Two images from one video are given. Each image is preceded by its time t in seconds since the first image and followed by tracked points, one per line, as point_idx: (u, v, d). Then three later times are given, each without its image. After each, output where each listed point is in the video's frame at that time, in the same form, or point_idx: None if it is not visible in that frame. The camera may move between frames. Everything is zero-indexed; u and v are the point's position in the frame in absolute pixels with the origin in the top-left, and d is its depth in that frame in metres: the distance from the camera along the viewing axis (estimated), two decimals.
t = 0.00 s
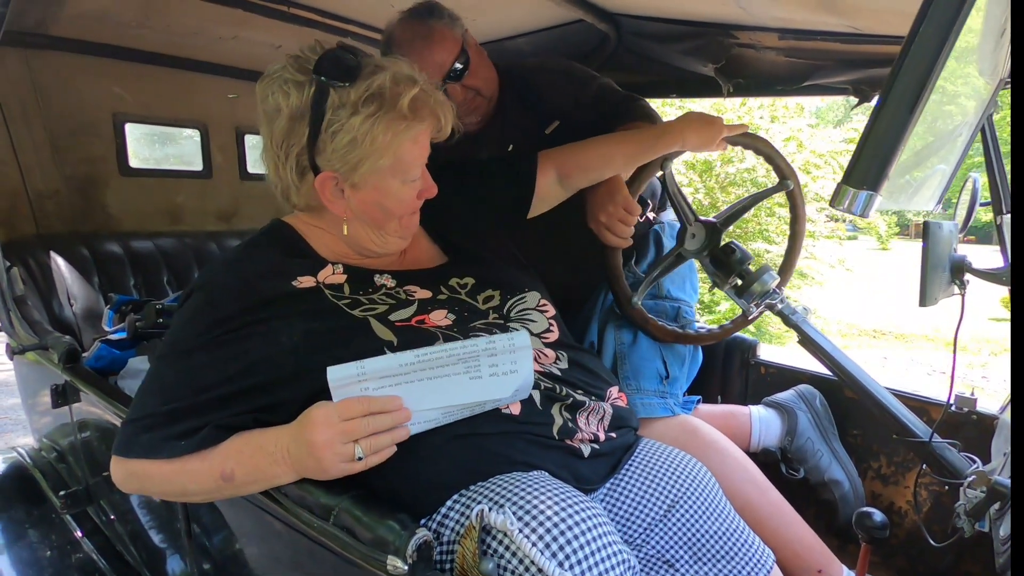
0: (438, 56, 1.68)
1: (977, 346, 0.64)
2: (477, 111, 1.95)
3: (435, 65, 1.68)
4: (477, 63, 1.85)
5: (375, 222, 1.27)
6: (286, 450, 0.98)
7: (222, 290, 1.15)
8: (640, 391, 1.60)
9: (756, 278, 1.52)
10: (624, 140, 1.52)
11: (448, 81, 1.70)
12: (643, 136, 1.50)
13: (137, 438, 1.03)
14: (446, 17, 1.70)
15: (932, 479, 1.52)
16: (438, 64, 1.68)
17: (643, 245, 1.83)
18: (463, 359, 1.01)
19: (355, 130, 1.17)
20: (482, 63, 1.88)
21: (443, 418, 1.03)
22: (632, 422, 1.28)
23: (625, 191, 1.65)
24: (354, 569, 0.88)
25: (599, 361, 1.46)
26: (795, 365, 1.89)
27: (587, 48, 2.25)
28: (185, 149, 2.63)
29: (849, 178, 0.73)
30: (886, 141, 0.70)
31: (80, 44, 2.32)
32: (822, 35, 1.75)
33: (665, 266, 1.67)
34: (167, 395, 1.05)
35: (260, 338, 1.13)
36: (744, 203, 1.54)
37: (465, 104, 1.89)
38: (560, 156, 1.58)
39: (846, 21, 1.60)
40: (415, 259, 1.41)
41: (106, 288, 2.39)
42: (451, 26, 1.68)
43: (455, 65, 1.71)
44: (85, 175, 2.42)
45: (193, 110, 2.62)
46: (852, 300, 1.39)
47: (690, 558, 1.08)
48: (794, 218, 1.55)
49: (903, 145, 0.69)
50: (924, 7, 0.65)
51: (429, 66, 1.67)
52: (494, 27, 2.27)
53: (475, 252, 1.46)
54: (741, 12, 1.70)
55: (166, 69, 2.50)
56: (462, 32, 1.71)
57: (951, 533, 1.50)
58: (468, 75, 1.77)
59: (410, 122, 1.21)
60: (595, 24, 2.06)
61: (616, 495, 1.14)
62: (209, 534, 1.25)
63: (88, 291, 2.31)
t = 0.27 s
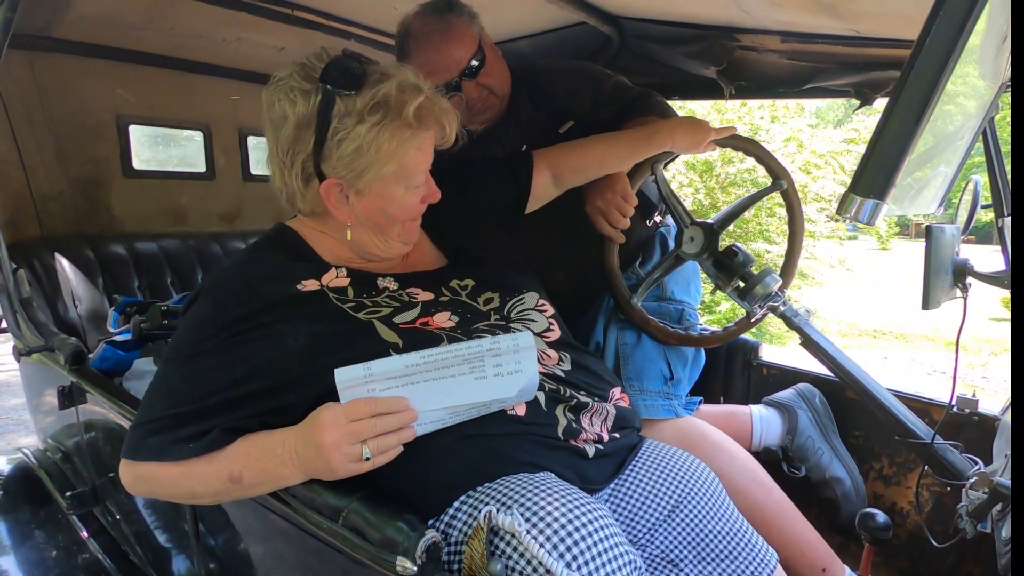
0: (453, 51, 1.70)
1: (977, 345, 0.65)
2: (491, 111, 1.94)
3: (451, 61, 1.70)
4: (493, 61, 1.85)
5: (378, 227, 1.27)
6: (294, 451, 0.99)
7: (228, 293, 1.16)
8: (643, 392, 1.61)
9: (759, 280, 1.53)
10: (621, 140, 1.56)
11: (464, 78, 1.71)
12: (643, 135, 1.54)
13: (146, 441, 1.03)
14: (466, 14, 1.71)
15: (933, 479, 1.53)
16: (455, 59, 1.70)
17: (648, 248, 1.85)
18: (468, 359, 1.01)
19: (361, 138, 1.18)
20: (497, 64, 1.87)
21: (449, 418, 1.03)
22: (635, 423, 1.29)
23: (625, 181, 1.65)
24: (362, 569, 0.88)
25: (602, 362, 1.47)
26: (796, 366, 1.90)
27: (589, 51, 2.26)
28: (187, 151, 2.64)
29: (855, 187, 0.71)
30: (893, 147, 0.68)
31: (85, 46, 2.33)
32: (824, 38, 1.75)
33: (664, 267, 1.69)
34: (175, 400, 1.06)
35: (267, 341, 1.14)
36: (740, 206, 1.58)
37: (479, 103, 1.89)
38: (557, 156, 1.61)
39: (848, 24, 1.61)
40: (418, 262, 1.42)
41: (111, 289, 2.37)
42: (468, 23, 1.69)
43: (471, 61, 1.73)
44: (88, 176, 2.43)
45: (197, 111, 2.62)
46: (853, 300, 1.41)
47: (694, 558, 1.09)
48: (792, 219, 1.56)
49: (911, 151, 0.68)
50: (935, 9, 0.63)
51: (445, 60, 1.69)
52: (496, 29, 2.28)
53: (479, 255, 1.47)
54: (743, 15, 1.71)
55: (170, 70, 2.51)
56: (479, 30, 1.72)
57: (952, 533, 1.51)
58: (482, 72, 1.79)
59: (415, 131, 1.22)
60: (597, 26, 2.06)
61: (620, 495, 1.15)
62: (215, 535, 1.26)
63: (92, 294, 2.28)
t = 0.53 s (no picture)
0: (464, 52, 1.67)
1: (978, 347, 0.68)
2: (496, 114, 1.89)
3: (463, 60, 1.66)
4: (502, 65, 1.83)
5: (385, 224, 1.27)
6: (303, 449, 0.99)
7: (237, 290, 1.16)
8: (650, 390, 1.61)
9: (765, 278, 1.52)
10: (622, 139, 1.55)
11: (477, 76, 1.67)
12: (648, 134, 1.53)
13: (155, 440, 1.04)
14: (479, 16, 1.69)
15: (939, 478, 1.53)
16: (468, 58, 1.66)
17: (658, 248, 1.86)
18: (479, 355, 1.01)
19: (367, 136, 1.17)
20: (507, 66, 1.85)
21: (460, 415, 1.03)
22: (643, 420, 1.29)
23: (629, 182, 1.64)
24: (374, 564, 0.89)
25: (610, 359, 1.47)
26: (802, 364, 1.90)
27: (594, 49, 2.26)
28: (191, 150, 2.65)
29: (876, 179, 0.72)
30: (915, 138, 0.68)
31: (90, 44, 2.33)
32: (830, 36, 1.75)
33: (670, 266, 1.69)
34: (184, 398, 1.06)
35: (276, 337, 1.14)
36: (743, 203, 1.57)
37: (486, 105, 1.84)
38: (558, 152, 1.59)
39: (854, 22, 1.60)
40: (425, 259, 1.43)
41: (116, 287, 2.34)
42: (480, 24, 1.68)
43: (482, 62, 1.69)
44: (92, 173, 2.44)
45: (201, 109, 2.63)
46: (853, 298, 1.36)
47: (703, 555, 1.09)
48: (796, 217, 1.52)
49: (932, 142, 0.68)
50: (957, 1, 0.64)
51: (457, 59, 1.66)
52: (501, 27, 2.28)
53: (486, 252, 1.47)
54: (750, 14, 1.71)
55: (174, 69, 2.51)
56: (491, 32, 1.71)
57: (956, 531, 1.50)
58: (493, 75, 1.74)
59: (422, 128, 1.22)
60: (602, 24, 2.06)
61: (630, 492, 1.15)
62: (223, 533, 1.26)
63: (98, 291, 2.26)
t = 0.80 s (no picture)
0: (446, 50, 1.65)
1: (978, 347, 0.68)
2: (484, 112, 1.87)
3: (443, 59, 1.65)
4: (487, 62, 1.82)
5: (386, 230, 1.27)
6: (304, 448, 1.00)
7: (238, 291, 1.17)
8: (677, 386, 1.65)
9: (766, 278, 1.52)
10: (623, 140, 1.55)
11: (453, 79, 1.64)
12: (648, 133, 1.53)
13: (157, 445, 1.04)
14: (463, 15, 1.69)
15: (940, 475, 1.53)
16: (449, 58, 1.65)
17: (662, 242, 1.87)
18: (483, 359, 1.01)
19: (367, 143, 1.18)
20: (491, 64, 1.83)
21: (464, 417, 1.04)
22: (645, 418, 1.30)
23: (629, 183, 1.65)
24: (377, 563, 0.89)
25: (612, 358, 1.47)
26: (802, 363, 1.91)
27: (594, 49, 2.26)
28: (193, 149, 2.65)
29: (877, 179, 0.73)
30: (915, 140, 0.69)
31: (91, 44, 2.33)
32: (830, 35, 1.76)
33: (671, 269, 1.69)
34: (186, 401, 1.07)
35: (277, 338, 1.14)
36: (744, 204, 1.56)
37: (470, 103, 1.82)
38: (558, 154, 1.60)
39: (854, 21, 1.61)
40: (425, 259, 1.43)
41: (117, 287, 2.34)
42: (463, 23, 1.66)
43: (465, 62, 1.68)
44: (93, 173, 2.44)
45: (203, 109, 2.63)
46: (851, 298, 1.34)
47: (705, 554, 1.10)
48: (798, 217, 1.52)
49: (932, 143, 0.68)
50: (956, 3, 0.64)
51: (438, 59, 1.65)
52: (501, 27, 2.28)
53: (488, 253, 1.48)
54: (750, 13, 1.71)
55: (175, 69, 2.52)
56: (474, 30, 1.69)
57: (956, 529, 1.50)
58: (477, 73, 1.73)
59: (421, 135, 1.22)
60: (602, 23, 2.06)
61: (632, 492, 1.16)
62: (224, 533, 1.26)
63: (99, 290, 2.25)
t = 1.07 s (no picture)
0: (449, 50, 1.63)
1: (977, 346, 0.68)
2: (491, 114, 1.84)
3: (447, 60, 1.63)
4: (495, 63, 1.79)
5: (378, 229, 1.28)
6: (308, 447, 1.00)
7: (242, 293, 1.17)
8: (729, 376, 1.68)
9: (767, 278, 1.52)
10: (622, 141, 1.55)
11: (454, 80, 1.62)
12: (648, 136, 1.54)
13: (163, 450, 1.05)
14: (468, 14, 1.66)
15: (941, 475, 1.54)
16: (452, 58, 1.63)
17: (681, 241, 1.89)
18: (484, 357, 1.02)
19: (355, 143, 1.18)
20: (496, 64, 1.79)
21: (467, 415, 1.04)
22: (647, 418, 1.30)
23: (629, 187, 1.65)
24: (382, 561, 0.90)
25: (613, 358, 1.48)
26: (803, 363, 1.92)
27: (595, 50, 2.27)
28: (194, 149, 2.67)
29: (878, 181, 0.73)
30: (917, 142, 0.69)
31: (95, 45, 2.34)
32: (831, 37, 1.76)
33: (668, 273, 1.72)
34: (191, 404, 1.08)
35: (281, 339, 1.15)
36: (745, 203, 1.58)
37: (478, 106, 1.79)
38: (558, 155, 1.60)
39: (855, 23, 1.62)
40: (425, 259, 1.43)
41: (120, 287, 2.35)
42: (467, 23, 1.64)
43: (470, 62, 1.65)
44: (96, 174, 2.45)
45: (205, 109, 2.64)
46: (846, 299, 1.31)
47: (707, 553, 1.11)
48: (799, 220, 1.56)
49: (934, 145, 0.69)
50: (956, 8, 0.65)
51: (442, 60, 1.63)
52: (503, 28, 2.29)
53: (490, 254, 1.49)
54: (751, 15, 1.72)
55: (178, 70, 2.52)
56: (479, 31, 1.67)
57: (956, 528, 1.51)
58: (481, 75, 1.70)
59: (410, 134, 1.21)
60: (604, 25, 2.08)
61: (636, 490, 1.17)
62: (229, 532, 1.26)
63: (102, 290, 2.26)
